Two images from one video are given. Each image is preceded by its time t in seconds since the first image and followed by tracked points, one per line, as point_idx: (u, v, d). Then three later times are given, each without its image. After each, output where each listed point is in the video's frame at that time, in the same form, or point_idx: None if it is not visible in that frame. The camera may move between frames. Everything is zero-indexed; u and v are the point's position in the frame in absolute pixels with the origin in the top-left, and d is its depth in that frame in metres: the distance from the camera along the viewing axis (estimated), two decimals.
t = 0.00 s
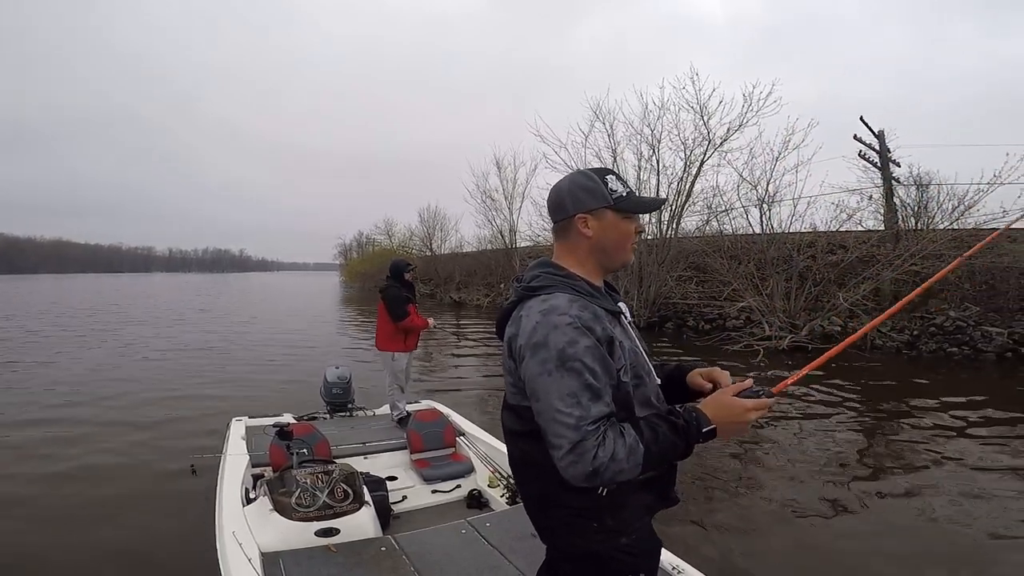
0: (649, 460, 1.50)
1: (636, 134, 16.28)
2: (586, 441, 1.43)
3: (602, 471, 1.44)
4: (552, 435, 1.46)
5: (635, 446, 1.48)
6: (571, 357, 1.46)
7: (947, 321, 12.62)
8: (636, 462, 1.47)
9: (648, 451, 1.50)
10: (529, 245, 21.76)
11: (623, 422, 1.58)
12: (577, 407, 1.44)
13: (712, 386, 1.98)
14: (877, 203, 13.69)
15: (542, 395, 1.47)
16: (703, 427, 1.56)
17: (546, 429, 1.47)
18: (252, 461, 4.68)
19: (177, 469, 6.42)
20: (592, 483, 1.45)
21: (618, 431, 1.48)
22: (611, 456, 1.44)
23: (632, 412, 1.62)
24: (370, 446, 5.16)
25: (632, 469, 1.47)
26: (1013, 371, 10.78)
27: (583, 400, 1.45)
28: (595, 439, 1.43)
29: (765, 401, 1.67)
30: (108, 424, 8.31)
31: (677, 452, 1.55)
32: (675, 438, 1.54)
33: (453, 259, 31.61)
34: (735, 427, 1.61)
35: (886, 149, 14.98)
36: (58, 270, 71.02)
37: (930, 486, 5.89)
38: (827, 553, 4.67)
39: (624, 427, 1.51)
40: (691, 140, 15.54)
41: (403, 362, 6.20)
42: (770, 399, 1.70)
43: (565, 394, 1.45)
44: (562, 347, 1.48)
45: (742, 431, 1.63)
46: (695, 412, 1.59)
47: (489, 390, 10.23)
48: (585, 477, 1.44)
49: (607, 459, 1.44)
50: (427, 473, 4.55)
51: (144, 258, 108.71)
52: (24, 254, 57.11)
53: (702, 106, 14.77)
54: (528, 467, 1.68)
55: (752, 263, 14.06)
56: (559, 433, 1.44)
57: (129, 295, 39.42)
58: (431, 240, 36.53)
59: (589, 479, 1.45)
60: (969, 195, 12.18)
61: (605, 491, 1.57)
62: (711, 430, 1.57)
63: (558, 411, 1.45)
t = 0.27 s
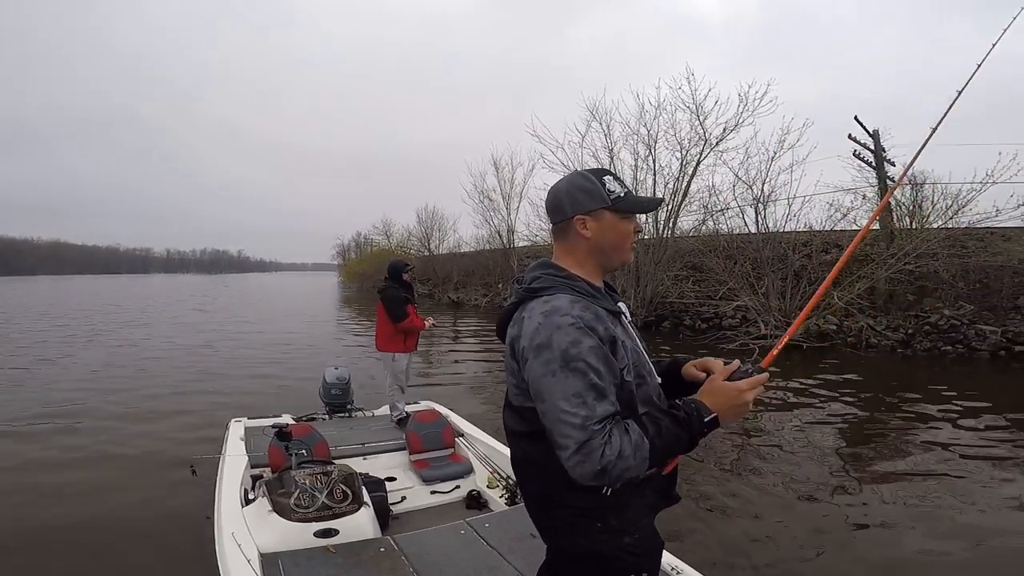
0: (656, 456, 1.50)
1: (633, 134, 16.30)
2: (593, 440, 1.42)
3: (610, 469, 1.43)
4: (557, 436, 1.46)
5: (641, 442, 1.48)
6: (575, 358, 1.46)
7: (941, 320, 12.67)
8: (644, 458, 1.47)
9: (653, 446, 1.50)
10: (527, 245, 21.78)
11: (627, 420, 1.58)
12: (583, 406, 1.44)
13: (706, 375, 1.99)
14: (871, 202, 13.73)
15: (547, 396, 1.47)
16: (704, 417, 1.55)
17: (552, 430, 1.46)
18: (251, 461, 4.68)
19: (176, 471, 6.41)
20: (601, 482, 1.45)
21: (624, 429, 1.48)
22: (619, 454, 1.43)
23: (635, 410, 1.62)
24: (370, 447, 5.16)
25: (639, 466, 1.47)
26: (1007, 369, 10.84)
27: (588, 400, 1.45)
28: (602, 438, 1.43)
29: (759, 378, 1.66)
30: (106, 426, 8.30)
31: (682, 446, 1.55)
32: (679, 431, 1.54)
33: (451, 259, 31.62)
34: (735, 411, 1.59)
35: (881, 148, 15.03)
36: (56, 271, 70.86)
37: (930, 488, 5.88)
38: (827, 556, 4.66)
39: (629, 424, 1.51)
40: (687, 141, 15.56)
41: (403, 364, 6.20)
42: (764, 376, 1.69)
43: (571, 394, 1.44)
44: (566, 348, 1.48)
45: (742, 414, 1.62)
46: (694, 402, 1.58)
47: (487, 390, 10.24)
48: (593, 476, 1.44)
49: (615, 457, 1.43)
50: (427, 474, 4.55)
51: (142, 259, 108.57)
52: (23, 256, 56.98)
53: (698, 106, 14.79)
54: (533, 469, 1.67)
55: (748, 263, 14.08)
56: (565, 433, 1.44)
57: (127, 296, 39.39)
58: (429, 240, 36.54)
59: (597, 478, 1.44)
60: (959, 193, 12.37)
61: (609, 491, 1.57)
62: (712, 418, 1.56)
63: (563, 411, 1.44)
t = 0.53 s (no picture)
0: (656, 454, 1.50)
1: (630, 134, 16.31)
2: (594, 439, 1.42)
3: (611, 468, 1.43)
4: (558, 436, 1.46)
5: (641, 440, 1.48)
6: (574, 358, 1.47)
7: (936, 318, 12.71)
8: (644, 456, 1.47)
9: (653, 444, 1.50)
10: (525, 245, 21.79)
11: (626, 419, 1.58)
12: (584, 405, 1.44)
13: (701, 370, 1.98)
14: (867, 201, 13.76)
15: (548, 397, 1.47)
16: (701, 411, 1.54)
17: (553, 429, 1.46)
18: (249, 462, 4.67)
19: (174, 471, 6.40)
20: (602, 480, 1.45)
21: (624, 426, 1.48)
22: (620, 452, 1.44)
23: (634, 409, 1.62)
24: (369, 447, 5.15)
25: (640, 464, 1.47)
26: (1001, 368, 10.88)
27: (588, 400, 1.45)
28: (603, 437, 1.43)
29: (754, 368, 1.65)
30: (104, 426, 8.29)
31: (682, 442, 1.54)
32: (679, 427, 1.53)
33: (449, 259, 31.62)
34: (732, 403, 1.58)
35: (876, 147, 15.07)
36: (55, 271, 70.66)
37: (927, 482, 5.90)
38: (825, 552, 4.67)
39: (628, 422, 1.51)
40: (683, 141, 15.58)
41: (403, 363, 6.21)
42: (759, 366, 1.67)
43: (572, 393, 1.45)
44: (566, 348, 1.48)
45: (740, 407, 1.60)
46: (691, 396, 1.57)
47: (485, 390, 10.24)
48: (595, 475, 1.43)
49: (616, 455, 1.43)
50: (426, 474, 4.54)
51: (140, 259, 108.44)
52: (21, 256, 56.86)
53: (694, 106, 14.81)
54: (533, 469, 1.67)
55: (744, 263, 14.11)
56: (566, 433, 1.44)
57: (125, 297, 39.29)
58: (427, 240, 36.53)
59: (599, 478, 1.44)
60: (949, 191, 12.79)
61: (609, 489, 1.57)
62: (710, 411, 1.55)
63: (563, 412, 1.44)
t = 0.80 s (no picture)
0: (653, 452, 1.50)
1: (628, 134, 16.34)
2: (591, 438, 1.42)
3: (608, 466, 1.43)
4: (555, 434, 1.46)
5: (637, 438, 1.49)
6: (571, 357, 1.47)
7: (932, 318, 12.74)
8: (641, 454, 1.47)
9: (650, 441, 1.50)
10: (523, 245, 21.79)
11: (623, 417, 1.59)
12: (581, 404, 1.44)
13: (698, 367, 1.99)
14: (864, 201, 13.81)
15: (545, 396, 1.48)
16: (698, 409, 1.54)
17: (551, 428, 1.46)
18: (248, 461, 4.66)
19: (172, 470, 6.39)
20: (599, 478, 1.45)
21: (621, 425, 1.49)
22: (616, 450, 1.44)
23: (631, 408, 1.62)
24: (368, 446, 5.15)
25: (636, 462, 1.47)
26: (997, 367, 10.91)
27: (585, 399, 1.45)
28: (599, 435, 1.43)
29: (751, 366, 1.65)
30: (102, 425, 8.27)
31: (679, 440, 1.54)
32: (676, 425, 1.53)
33: (448, 258, 31.61)
34: (729, 401, 1.58)
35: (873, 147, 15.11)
36: (54, 271, 70.48)
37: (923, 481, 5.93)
38: (822, 549, 4.67)
39: (625, 421, 1.51)
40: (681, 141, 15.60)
41: (404, 363, 6.21)
42: (756, 363, 1.68)
43: (569, 391, 1.45)
44: (564, 347, 1.48)
45: (737, 404, 1.60)
46: (687, 394, 1.57)
47: (484, 389, 10.23)
48: (592, 473, 1.44)
49: (613, 453, 1.44)
50: (424, 473, 4.54)
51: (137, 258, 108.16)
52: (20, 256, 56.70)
53: (691, 106, 14.83)
54: (530, 467, 1.68)
55: (741, 262, 14.14)
56: (563, 432, 1.44)
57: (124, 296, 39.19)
58: (426, 240, 36.50)
59: (596, 476, 1.44)
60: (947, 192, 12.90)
61: (607, 487, 1.57)
62: (707, 409, 1.55)
63: (561, 411, 1.44)
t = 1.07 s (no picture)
0: (651, 451, 1.51)
1: (627, 135, 16.36)
2: (589, 438, 1.42)
3: (606, 465, 1.44)
4: (554, 434, 1.46)
5: (635, 438, 1.49)
6: (570, 357, 1.47)
7: (929, 319, 12.77)
8: (640, 453, 1.47)
9: (648, 441, 1.51)
10: (523, 245, 21.79)
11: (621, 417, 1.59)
12: (580, 403, 1.44)
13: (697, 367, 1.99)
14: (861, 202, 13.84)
15: (544, 395, 1.48)
16: (696, 409, 1.55)
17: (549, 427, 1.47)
18: (246, 461, 4.65)
19: (170, 470, 6.37)
20: (597, 478, 1.45)
21: (619, 424, 1.49)
22: (615, 449, 1.44)
23: (630, 408, 1.62)
24: (367, 446, 5.14)
25: (634, 461, 1.47)
26: (993, 368, 10.94)
27: (583, 399, 1.45)
28: (598, 435, 1.43)
29: (749, 366, 1.65)
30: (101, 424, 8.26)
31: (676, 441, 1.55)
32: (673, 425, 1.53)
33: (448, 258, 31.61)
34: (727, 401, 1.58)
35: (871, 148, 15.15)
36: (54, 270, 70.33)
37: (921, 481, 5.93)
38: (821, 549, 4.67)
39: (623, 420, 1.51)
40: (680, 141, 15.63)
41: (404, 363, 6.21)
42: (754, 363, 1.68)
43: (568, 391, 1.45)
44: (562, 346, 1.48)
45: (735, 404, 1.61)
46: (685, 394, 1.58)
47: (483, 389, 10.23)
48: (590, 472, 1.44)
49: (611, 452, 1.44)
50: (423, 473, 4.54)
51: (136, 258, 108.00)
52: (20, 255, 56.58)
53: (690, 107, 14.86)
54: (529, 467, 1.67)
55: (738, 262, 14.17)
56: (561, 431, 1.44)
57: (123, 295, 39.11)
58: (425, 240, 36.48)
59: (594, 475, 1.45)
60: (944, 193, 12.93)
61: (605, 487, 1.57)
62: (705, 409, 1.55)
63: (559, 411, 1.44)
